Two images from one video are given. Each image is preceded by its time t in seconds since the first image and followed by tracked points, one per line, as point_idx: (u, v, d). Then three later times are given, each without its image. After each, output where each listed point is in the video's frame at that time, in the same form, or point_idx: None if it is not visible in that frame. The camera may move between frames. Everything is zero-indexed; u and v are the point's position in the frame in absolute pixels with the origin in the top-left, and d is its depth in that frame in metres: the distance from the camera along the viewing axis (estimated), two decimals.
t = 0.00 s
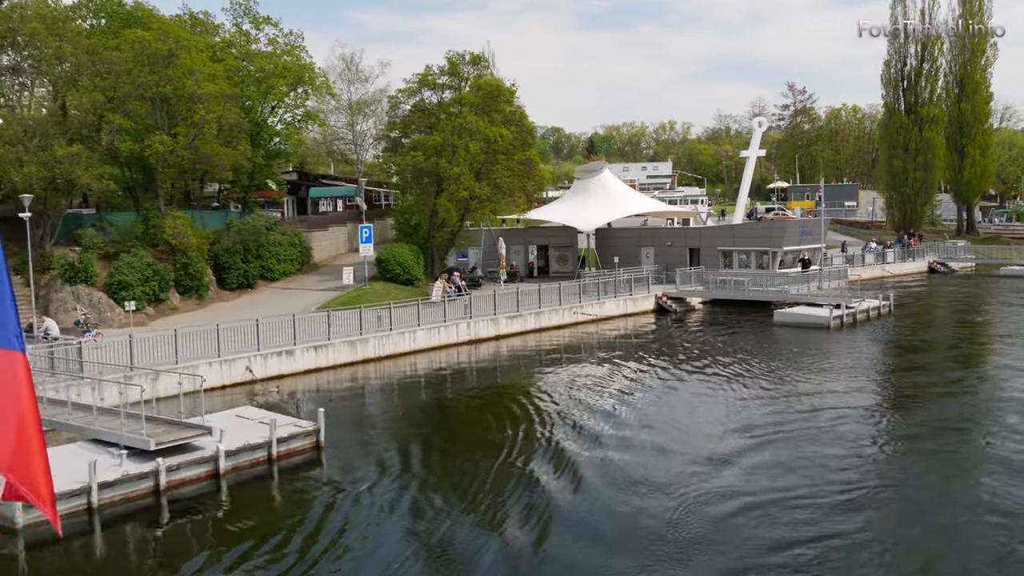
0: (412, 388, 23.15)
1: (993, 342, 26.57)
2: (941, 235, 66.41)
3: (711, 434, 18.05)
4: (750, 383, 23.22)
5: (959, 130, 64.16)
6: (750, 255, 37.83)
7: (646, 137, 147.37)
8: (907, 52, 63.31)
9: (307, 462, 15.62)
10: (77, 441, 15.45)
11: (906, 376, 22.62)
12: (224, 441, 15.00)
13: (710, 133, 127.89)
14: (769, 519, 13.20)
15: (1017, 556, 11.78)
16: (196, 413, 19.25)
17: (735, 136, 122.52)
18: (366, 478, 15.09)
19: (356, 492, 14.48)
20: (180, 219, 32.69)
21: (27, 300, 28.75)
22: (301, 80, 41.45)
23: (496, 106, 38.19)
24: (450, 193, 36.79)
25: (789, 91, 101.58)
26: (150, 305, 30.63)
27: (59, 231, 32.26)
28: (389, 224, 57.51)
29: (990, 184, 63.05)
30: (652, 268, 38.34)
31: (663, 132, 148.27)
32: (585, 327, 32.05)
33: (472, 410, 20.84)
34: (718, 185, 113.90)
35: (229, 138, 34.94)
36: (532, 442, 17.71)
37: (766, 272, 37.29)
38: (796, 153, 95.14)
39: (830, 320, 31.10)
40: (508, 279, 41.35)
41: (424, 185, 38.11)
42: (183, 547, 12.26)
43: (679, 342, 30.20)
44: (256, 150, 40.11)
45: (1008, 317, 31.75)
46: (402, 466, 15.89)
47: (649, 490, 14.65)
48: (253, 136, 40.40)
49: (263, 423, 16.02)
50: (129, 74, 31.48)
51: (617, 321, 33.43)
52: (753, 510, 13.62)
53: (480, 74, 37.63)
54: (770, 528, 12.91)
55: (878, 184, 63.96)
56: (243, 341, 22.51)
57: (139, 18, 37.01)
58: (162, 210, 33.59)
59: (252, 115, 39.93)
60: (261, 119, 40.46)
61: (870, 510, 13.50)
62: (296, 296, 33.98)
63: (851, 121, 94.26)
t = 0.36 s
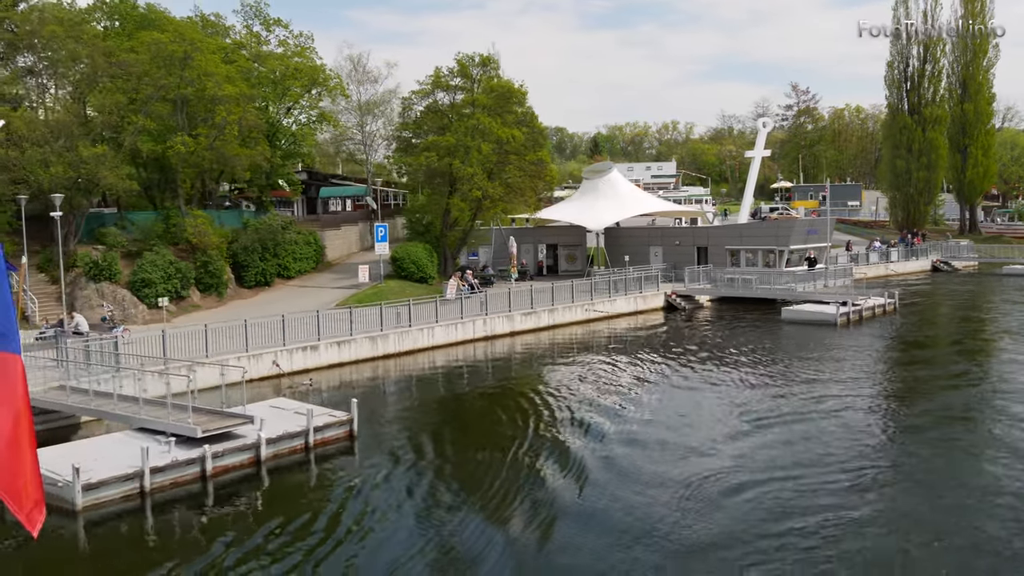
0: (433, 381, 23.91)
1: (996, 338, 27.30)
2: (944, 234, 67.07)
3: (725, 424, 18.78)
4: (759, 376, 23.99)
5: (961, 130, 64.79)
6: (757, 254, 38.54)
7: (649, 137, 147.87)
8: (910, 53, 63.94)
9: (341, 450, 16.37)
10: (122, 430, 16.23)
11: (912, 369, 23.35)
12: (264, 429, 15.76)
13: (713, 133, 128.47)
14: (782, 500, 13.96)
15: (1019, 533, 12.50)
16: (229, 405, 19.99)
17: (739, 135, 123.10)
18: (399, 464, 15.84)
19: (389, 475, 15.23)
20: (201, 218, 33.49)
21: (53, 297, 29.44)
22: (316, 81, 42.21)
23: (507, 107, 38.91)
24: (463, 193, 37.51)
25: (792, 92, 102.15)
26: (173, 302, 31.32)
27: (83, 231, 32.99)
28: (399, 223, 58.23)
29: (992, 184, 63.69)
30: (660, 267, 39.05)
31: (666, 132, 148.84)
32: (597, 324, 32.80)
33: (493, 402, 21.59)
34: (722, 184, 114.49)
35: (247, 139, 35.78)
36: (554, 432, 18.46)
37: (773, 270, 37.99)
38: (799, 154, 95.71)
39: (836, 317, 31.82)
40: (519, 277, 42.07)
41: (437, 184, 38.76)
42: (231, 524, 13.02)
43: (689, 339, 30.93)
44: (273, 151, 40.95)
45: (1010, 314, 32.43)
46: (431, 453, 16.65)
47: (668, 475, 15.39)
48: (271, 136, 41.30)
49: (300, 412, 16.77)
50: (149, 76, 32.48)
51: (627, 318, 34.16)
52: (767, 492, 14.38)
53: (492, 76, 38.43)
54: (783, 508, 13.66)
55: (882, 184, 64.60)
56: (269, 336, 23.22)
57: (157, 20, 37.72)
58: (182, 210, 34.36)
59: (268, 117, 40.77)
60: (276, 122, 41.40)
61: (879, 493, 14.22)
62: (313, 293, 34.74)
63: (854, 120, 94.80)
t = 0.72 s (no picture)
0: (447, 377, 24.48)
1: (996, 334, 27.87)
2: (945, 234, 67.53)
3: (734, 417, 19.37)
4: (765, 371, 24.60)
5: (962, 131, 65.31)
6: (762, 253, 39.08)
7: (650, 137, 148.25)
8: (912, 54, 64.51)
9: (365, 441, 16.96)
10: (154, 422, 16.81)
11: (915, 364, 23.94)
12: (292, 420, 16.35)
13: (715, 133, 128.90)
14: (791, 486, 14.56)
15: (1015, 517, 13.09)
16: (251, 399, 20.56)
17: (741, 136, 123.59)
18: (422, 454, 16.43)
19: (412, 464, 15.84)
20: (215, 218, 34.09)
21: (72, 295, 30.00)
22: (327, 82, 42.73)
23: (515, 108, 39.44)
24: (472, 193, 38.08)
25: (794, 92, 102.62)
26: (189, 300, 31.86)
27: (99, 230, 33.53)
28: (406, 223, 58.81)
29: (993, 184, 64.18)
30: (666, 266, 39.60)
31: (667, 132, 149.29)
32: (605, 322, 33.37)
33: (507, 397, 22.19)
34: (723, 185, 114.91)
35: (260, 139, 36.34)
36: (569, 424, 19.05)
37: (777, 269, 38.52)
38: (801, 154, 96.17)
39: (841, 315, 32.37)
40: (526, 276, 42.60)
41: (445, 185, 39.25)
42: (264, 510, 13.61)
43: (695, 337, 31.51)
44: (285, 151, 41.55)
45: (1011, 312, 32.98)
46: (449, 443, 17.24)
47: (678, 464, 15.99)
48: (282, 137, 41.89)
49: (325, 406, 17.36)
50: (163, 78, 32.97)
51: (634, 316, 34.73)
52: (776, 479, 14.98)
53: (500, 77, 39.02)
54: (790, 494, 14.24)
55: (884, 184, 65.07)
56: (288, 333, 23.80)
57: (169, 23, 38.24)
58: (196, 210, 34.94)
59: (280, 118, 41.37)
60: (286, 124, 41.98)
61: (882, 479, 14.81)
62: (324, 292, 35.30)
63: (856, 121, 95.25)
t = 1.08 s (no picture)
0: (459, 374, 25.04)
1: (997, 332, 28.41)
2: (946, 235, 68.01)
3: (742, 411, 19.96)
4: (771, 367, 25.19)
5: (963, 132, 65.84)
6: (766, 253, 39.64)
7: (652, 138, 148.72)
8: (913, 55, 65.08)
9: (386, 433, 17.54)
10: (183, 415, 17.40)
11: (918, 360, 24.51)
12: (318, 414, 16.95)
13: (716, 134, 129.41)
14: (799, 475, 15.14)
15: (1014, 503, 13.66)
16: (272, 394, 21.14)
17: (742, 136, 124.14)
18: (441, 446, 17.02)
19: (432, 455, 16.42)
20: (228, 218, 34.69)
21: (89, 294, 30.56)
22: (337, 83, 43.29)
23: (521, 109, 40.04)
24: (480, 193, 38.65)
25: (796, 93, 103.15)
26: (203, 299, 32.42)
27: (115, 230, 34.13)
28: (412, 223, 59.41)
29: (994, 184, 64.69)
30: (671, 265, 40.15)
31: (669, 133, 149.80)
32: (612, 320, 33.95)
33: (519, 392, 22.76)
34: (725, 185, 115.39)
35: (272, 139, 36.93)
36: (581, 419, 19.64)
37: (781, 269, 39.08)
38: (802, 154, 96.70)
39: (844, 313, 32.93)
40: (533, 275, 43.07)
41: (453, 185, 39.68)
42: (294, 497, 14.20)
43: (700, 334, 32.10)
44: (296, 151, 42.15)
45: (1010, 310, 33.54)
46: (467, 436, 17.84)
47: (689, 455, 16.58)
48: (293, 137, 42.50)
49: (349, 401, 17.95)
50: (178, 80, 33.60)
51: (640, 315, 35.31)
52: (784, 469, 15.57)
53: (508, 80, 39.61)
54: (797, 482, 14.83)
55: (885, 185, 65.58)
56: (306, 330, 24.39)
57: (182, 26, 38.82)
58: (210, 211, 35.51)
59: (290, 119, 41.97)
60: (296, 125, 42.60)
61: (885, 468, 15.38)
62: (335, 291, 35.86)
63: (857, 121, 95.75)
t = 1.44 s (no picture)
0: (471, 370, 25.61)
1: (996, 329, 29.00)
2: (947, 235, 68.51)
3: (749, 405, 20.56)
4: (776, 364, 25.78)
5: (963, 133, 66.39)
6: (770, 252, 40.19)
7: (653, 138, 149.20)
8: (914, 56, 65.61)
9: (406, 426, 18.15)
10: (210, 408, 18.00)
11: (920, 357, 25.10)
12: (341, 407, 17.56)
13: (717, 134, 129.93)
14: (805, 464, 15.75)
15: (1014, 492, 14.17)
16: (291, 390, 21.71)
17: (743, 136, 124.64)
18: (460, 438, 17.62)
19: (452, 446, 17.03)
20: (241, 218, 35.27)
21: (104, 293, 31.05)
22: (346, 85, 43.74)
23: (527, 110, 40.67)
24: (488, 193, 39.21)
25: (796, 94, 103.67)
26: (217, 297, 32.98)
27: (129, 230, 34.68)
28: (418, 223, 59.94)
29: (994, 185, 65.25)
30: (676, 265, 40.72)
31: (670, 133, 150.26)
32: (619, 318, 34.53)
33: (531, 388, 23.37)
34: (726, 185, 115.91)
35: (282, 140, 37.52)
36: (593, 413, 20.24)
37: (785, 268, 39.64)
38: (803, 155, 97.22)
39: (848, 311, 33.50)
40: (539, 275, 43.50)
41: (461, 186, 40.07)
42: (321, 484, 14.81)
43: (706, 332, 32.69)
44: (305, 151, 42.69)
45: (1010, 309, 34.12)
46: (483, 429, 18.37)
47: (698, 446, 17.18)
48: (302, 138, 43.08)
49: (369, 395, 18.56)
50: (192, 82, 33.98)
51: (646, 313, 35.90)
52: (791, 458, 16.18)
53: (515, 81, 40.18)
54: (804, 470, 15.45)
55: (886, 185, 66.10)
56: (322, 328, 24.98)
57: (193, 28, 39.33)
58: (222, 211, 36.04)
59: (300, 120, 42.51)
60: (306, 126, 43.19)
61: (888, 458, 15.98)
62: (346, 289, 36.45)
63: (858, 122, 96.25)
